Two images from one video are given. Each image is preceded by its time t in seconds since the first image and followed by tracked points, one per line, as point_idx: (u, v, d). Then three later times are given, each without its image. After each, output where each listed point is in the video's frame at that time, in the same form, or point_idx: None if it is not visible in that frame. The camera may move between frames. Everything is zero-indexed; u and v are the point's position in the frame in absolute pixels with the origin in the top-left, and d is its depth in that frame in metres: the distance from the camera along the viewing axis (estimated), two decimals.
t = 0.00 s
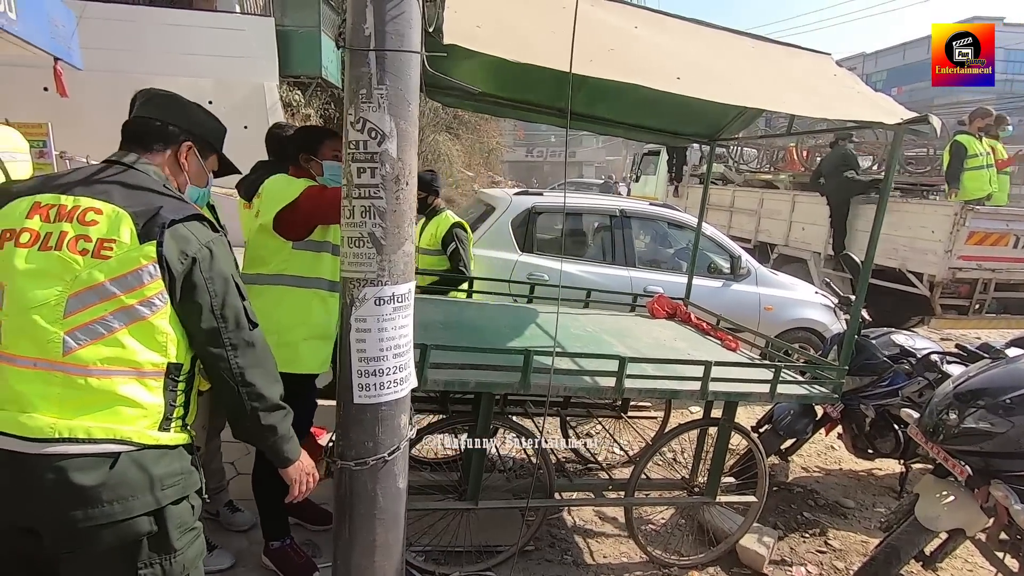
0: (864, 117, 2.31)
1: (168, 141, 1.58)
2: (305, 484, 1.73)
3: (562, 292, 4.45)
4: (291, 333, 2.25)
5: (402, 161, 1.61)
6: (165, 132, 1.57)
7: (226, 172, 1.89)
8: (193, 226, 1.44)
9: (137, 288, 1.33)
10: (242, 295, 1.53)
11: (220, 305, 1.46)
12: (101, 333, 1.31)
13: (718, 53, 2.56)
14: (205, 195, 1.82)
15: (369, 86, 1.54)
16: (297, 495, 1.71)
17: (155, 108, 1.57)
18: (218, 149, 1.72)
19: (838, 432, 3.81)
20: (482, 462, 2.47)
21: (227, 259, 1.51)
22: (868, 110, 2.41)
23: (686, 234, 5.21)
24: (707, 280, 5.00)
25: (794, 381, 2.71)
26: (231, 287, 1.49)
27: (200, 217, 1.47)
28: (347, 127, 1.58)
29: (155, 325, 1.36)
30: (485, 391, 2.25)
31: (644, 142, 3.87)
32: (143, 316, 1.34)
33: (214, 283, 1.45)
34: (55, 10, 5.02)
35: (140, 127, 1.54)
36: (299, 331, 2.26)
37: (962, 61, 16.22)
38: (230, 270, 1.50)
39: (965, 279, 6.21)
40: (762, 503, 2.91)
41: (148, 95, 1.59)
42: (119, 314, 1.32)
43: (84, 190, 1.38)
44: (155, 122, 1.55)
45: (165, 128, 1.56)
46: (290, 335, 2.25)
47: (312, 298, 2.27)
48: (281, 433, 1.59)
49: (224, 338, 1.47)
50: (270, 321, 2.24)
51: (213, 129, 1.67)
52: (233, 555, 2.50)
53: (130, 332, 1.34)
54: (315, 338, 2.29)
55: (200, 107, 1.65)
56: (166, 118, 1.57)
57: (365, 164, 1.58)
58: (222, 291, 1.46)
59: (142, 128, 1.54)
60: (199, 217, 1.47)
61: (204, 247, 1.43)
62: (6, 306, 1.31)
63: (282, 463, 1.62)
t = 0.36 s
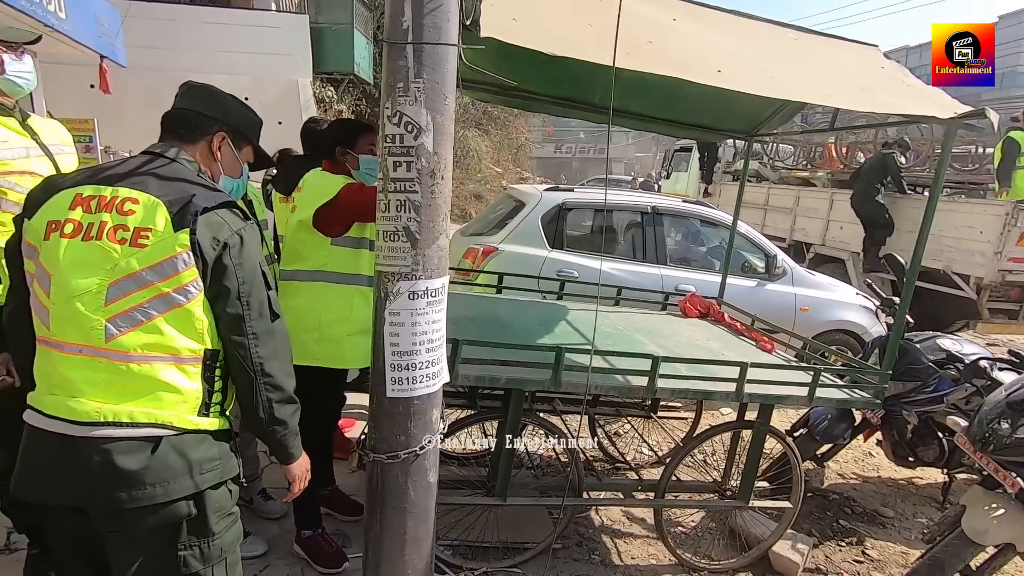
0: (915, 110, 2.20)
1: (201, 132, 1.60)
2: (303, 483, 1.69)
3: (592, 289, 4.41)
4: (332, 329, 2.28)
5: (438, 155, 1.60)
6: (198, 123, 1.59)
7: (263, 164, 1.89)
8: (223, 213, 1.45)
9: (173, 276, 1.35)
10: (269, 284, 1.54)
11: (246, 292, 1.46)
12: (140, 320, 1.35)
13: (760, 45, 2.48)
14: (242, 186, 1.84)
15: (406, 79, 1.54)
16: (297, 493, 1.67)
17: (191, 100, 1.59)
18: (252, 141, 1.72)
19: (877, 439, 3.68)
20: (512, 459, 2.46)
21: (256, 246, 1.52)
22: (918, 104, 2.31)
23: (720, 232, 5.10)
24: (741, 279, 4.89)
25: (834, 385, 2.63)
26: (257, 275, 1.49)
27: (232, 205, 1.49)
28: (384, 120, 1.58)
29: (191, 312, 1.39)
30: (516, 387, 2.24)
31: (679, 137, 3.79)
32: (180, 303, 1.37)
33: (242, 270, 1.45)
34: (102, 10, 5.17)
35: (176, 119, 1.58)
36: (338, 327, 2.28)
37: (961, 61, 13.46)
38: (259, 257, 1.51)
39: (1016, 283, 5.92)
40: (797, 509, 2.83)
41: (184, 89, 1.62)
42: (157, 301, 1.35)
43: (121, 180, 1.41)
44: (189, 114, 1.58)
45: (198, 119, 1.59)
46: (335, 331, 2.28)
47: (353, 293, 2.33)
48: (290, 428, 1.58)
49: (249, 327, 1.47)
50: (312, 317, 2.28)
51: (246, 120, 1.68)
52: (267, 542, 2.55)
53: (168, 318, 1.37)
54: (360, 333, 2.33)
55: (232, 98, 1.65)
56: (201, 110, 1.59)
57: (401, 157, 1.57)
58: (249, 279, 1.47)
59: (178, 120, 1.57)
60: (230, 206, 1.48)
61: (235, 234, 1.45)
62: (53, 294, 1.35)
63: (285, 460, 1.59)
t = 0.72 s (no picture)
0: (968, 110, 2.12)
1: (228, 122, 1.57)
2: (342, 474, 1.71)
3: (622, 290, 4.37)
4: (360, 330, 2.28)
5: (476, 155, 1.60)
6: (224, 112, 1.56)
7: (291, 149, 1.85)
8: (253, 209, 1.45)
9: (207, 277, 1.36)
10: (299, 280, 1.53)
11: (276, 287, 1.45)
12: (178, 320, 1.38)
13: (803, 43, 2.42)
14: (274, 172, 1.81)
15: (447, 80, 1.54)
16: (337, 483, 1.69)
17: (218, 89, 1.56)
18: (281, 125, 1.68)
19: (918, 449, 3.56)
20: (542, 459, 2.46)
21: (287, 241, 1.51)
22: (971, 103, 2.22)
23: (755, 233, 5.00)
24: (776, 282, 4.78)
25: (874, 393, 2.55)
26: (288, 270, 1.49)
27: (261, 199, 1.49)
28: (424, 121, 1.59)
29: (226, 311, 1.41)
30: (548, 388, 2.23)
31: (714, 136, 3.73)
32: (215, 303, 1.39)
33: (272, 265, 1.45)
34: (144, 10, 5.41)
35: (204, 109, 1.56)
36: (371, 328, 2.30)
37: None
38: (289, 252, 1.50)
39: None
40: (834, 520, 2.76)
41: (210, 77, 1.58)
42: (193, 302, 1.37)
43: (154, 181, 1.42)
44: (214, 103, 1.55)
45: (224, 108, 1.56)
46: (360, 340, 2.28)
47: (379, 303, 2.32)
48: (326, 421, 1.58)
49: (281, 322, 1.47)
50: (344, 318, 2.28)
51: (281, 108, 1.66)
52: (300, 534, 2.60)
53: (204, 318, 1.39)
54: (390, 338, 2.35)
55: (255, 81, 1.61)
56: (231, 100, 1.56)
57: (440, 158, 1.58)
58: (279, 275, 1.46)
59: (206, 111, 1.55)
60: (259, 202, 1.48)
61: (265, 230, 1.45)
62: (98, 296, 1.40)
63: (322, 452, 1.60)
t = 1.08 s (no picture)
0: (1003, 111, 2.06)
1: (226, 112, 1.51)
2: (367, 471, 1.68)
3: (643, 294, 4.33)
4: (378, 335, 2.26)
5: (502, 157, 1.60)
6: (220, 103, 1.49)
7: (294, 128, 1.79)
8: (259, 203, 1.41)
9: (220, 281, 1.36)
10: (308, 273, 1.47)
11: (283, 283, 1.41)
12: (198, 326, 1.38)
13: (832, 43, 2.38)
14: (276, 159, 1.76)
15: (473, 81, 1.54)
16: (360, 480, 1.67)
17: (206, 77, 1.48)
18: (278, 102, 1.61)
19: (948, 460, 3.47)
20: (563, 463, 2.44)
21: (296, 234, 1.48)
22: (1007, 104, 2.16)
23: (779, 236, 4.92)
24: (800, 286, 4.70)
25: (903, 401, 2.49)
26: (295, 265, 1.44)
27: (267, 191, 1.45)
28: (450, 123, 1.59)
29: (243, 313, 1.40)
30: (570, 391, 2.22)
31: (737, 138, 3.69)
32: (231, 307, 1.38)
33: (277, 260, 1.41)
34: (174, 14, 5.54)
35: (197, 102, 1.48)
36: (389, 329, 2.27)
37: None
38: (297, 246, 1.46)
39: None
40: (861, 531, 2.69)
41: (194, 62, 1.49)
42: (209, 308, 1.37)
43: (164, 185, 1.41)
44: (207, 95, 1.48)
45: (218, 98, 1.49)
46: (378, 345, 2.26)
47: (398, 308, 2.27)
48: (345, 417, 1.55)
49: (291, 318, 1.43)
50: (363, 319, 2.25)
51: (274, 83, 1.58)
52: (321, 533, 2.62)
53: (223, 322, 1.39)
54: (409, 342, 2.34)
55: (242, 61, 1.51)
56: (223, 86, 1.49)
57: (466, 160, 1.58)
58: (286, 270, 1.42)
59: (200, 104, 1.48)
60: (265, 195, 1.44)
61: (270, 225, 1.41)
62: (125, 305, 1.43)
63: (344, 449, 1.58)
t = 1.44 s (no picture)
0: None
1: (235, 120, 1.48)
2: (381, 480, 1.67)
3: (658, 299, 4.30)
4: (395, 342, 2.26)
5: (521, 164, 1.59)
6: (228, 110, 1.47)
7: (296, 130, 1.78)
8: (268, 211, 1.40)
9: (238, 296, 1.36)
10: (315, 280, 1.45)
11: (292, 291, 1.40)
12: (219, 340, 1.39)
13: (855, 47, 2.34)
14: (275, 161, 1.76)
15: (493, 88, 1.54)
16: (374, 490, 1.65)
17: (209, 84, 1.44)
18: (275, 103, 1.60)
19: (973, 471, 3.39)
20: (579, 470, 2.43)
21: (306, 239, 1.47)
22: None
23: (797, 241, 4.85)
24: (819, 292, 4.63)
25: (927, 411, 2.43)
26: (303, 271, 1.43)
27: (275, 199, 1.43)
28: (469, 130, 1.59)
29: (260, 325, 1.41)
30: (586, 399, 2.20)
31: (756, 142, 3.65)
32: (249, 319, 1.39)
33: (285, 268, 1.39)
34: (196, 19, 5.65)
35: (204, 111, 1.45)
36: (405, 336, 2.27)
37: None
38: (305, 252, 1.45)
39: None
40: (883, 543, 2.64)
41: (193, 66, 1.44)
42: (229, 322, 1.38)
43: (174, 199, 1.40)
44: (215, 103, 1.45)
45: (226, 105, 1.46)
46: (393, 351, 2.26)
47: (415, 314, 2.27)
48: (358, 423, 1.54)
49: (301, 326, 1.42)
50: (380, 326, 2.25)
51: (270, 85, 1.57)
52: (336, 537, 2.63)
53: (243, 335, 1.40)
54: (424, 348, 2.33)
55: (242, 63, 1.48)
56: (229, 91, 1.46)
57: (485, 167, 1.58)
58: (294, 278, 1.40)
59: (207, 114, 1.45)
60: (274, 201, 1.43)
61: (279, 233, 1.40)
62: (148, 320, 1.45)
63: (358, 457, 1.57)
